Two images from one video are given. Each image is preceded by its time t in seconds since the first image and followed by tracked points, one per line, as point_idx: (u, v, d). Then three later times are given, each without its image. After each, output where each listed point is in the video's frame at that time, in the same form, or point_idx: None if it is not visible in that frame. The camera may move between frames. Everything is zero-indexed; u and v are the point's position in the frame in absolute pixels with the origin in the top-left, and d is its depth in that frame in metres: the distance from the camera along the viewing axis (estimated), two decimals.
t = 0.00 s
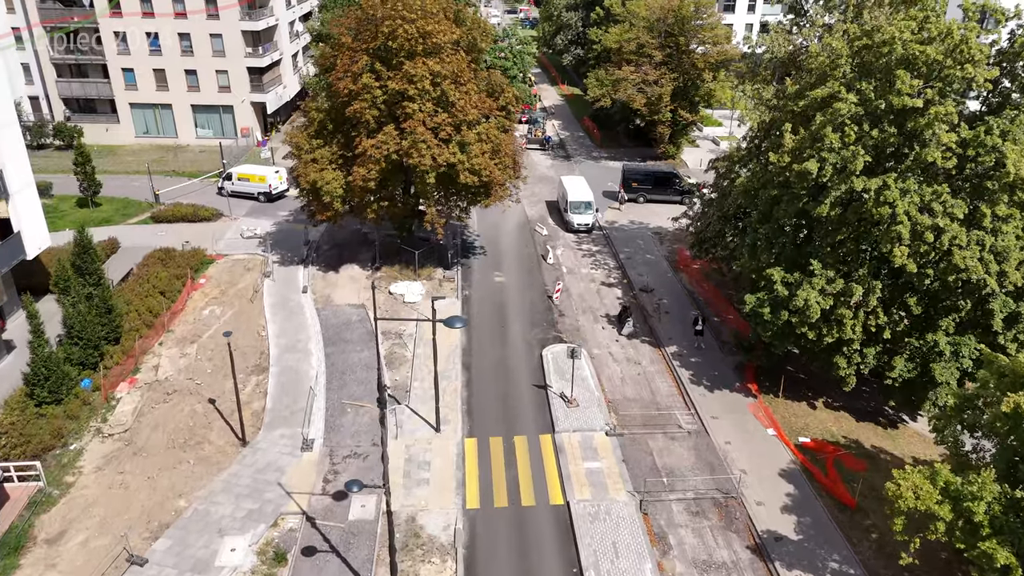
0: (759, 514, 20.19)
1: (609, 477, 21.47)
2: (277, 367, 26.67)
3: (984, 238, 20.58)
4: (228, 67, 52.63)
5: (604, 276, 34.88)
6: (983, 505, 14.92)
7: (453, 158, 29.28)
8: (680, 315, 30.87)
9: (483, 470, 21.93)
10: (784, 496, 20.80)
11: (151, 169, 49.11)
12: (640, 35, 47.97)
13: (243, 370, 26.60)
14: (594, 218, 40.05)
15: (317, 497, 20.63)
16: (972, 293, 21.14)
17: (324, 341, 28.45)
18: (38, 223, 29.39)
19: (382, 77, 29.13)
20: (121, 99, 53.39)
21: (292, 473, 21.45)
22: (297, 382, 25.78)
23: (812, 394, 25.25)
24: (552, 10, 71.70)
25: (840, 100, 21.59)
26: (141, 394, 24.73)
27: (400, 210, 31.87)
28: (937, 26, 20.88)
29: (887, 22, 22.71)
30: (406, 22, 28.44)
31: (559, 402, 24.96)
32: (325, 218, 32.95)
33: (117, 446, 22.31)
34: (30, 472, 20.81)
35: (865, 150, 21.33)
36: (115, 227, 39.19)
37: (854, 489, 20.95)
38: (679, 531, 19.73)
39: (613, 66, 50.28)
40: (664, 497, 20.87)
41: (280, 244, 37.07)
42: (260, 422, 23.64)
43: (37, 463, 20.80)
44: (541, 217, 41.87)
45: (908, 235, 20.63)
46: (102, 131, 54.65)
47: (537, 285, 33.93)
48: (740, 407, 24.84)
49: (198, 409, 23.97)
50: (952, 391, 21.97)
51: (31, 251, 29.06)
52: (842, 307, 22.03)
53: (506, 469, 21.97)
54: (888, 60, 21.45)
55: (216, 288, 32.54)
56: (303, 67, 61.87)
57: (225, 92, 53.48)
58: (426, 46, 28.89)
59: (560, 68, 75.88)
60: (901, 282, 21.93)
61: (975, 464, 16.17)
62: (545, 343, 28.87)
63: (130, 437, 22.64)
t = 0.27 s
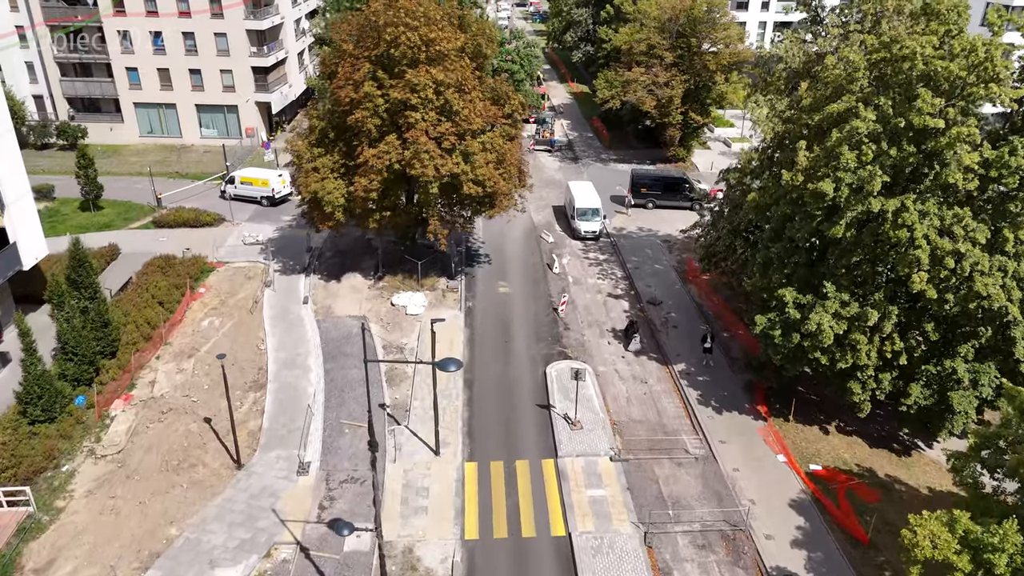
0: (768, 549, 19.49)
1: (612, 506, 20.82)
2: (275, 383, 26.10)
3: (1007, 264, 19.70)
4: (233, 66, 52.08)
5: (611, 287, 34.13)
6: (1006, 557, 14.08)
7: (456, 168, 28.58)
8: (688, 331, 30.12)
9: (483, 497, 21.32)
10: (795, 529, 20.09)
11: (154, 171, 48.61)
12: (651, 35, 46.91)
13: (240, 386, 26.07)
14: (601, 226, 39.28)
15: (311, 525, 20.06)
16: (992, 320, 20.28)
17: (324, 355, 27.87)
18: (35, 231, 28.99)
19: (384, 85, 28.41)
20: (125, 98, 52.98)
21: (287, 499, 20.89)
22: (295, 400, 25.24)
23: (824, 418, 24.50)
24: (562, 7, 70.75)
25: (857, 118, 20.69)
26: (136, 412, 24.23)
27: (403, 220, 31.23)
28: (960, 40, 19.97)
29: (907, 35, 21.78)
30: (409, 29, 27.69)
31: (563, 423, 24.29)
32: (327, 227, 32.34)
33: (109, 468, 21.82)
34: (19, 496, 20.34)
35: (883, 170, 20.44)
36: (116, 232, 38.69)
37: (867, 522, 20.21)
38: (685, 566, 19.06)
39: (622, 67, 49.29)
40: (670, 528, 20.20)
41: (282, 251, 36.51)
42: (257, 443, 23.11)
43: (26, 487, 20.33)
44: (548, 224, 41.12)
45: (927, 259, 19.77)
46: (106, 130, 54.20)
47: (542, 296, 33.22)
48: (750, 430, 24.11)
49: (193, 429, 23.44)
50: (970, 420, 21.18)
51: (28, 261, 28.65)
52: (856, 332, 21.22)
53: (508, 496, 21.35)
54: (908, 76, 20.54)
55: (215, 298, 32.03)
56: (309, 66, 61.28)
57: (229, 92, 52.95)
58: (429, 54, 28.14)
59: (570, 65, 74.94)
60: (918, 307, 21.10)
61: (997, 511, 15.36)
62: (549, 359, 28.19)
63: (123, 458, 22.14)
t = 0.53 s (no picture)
0: None
1: (616, 537, 20.24)
2: (274, 400, 25.65)
3: None
4: (239, 66, 51.60)
5: (618, 298, 33.44)
6: None
7: (460, 180, 27.96)
8: (696, 346, 29.42)
9: (483, 524, 20.78)
10: (804, 563, 19.44)
11: (159, 172, 48.18)
12: (663, 36, 45.87)
13: (238, 402, 25.62)
14: (609, 233, 38.56)
15: (306, 553, 19.60)
16: (1013, 349, 19.48)
17: (324, 370, 27.38)
18: (34, 241, 28.63)
19: (387, 94, 27.78)
20: (130, 97, 52.67)
21: (282, 525, 20.41)
22: (293, 418, 24.77)
23: (836, 442, 23.81)
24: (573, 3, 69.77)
25: (875, 138, 19.86)
26: (131, 430, 23.83)
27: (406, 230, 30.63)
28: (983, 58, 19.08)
29: (928, 50, 20.88)
30: (412, 37, 27.01)
31: (567, 446, 23.69)
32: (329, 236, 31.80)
33: (103, 490, 21.43)
34: (10, 520, 19.97)
35: (902, 193, 19.60)
36: (118, 237, 38.29)
37: (880, 557, 19.54)
38: None
39: (633, 68, 48.31)
40: (675, 561, 19.60)
41: (284, 258, 36.03)
42: (253, 464, 22.65)
43: (17, 511, 19.96)
44: (555, 231, 40.44)
45: (945, 287, 18.98)
46: (112, 130, 53.87)
47: (548, 307, 32.54)
48: (759, 455, 23.43)
49: (188, 449, 23.01)
50: (988, 451, 20.45)
51: (26, 272, 28.28)
52: (871, 359, 20.46)
53: (508, 523, 20.80)
54: (928, 94, 19.68)
55: (216, 308, 31.60)
56: (316, 64, 60.73)
57: (235, 91, 52.46)
58: (432, 63, 27.45)
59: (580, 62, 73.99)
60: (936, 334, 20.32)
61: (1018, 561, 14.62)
62: (553, 375, 27.57)
63: (117, 480, 21.75)
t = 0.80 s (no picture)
0: None
1: (617, 569, 19.68)
2: (271, 418, 25.19)
3: None
4: (244, 66, 51.07)
5: (625, 311, 32.73)
6: None
7: (463, 192, 27.31)
8: (704, 364, 28.72)
9: (481, 553, 20.27)
10: None
11: (163, 173, 47.79)
12: (674, 38, 44.89)
13: (235, 420, 25.17)
14: (616, 242, 37.85)
15: None
16: None
17: (323, 387, 26.90)
18: (32, 251, 28.34)
19: (389, 105, 27.15)
20: (136, 97, 52.27)
21: (276, 553, 19.97)
22: (290, 437, 24.31)
23: (846, 470, 23.11)
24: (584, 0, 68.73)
25: (892, 161, 19.03)
26: (126, 449, 23.46)
27: (408, 241, 30.04)
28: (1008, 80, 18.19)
29: (949, 68, 19.98)
30: (415, 47, 26.35)
31: (570, 470, 23.10)
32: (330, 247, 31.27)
33: (95, 513, 21.07)
34: None
35: (919, 219, 18.79)
36: (120, 242, 37.91)
37: None
38: None
39: (644, 71, 47.35)
40: None
41: (286, 266, 35.54)
42: (248, 486, 22.22)
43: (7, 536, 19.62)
44: (562, 239, 39.74)
45: (964, 318, 18.19)
46: (118, 129, 53.56)
47: (553, 320, 31.89)
48: (766, 483, 22.76)
49: (183, 470, 22.60)
50: (1005, 486, 19.68)
51: (24, 282, 27.97)
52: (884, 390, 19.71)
53: (507, 553, 20.27)
54: (949, 115, 18.81)
55: (216, 319, 31.17)
56: (323, 63, 60.11)
57: (241, 92, 51.97)
58: (435, 73, 26.77)
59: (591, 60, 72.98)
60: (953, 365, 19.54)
61: None
62: (556, 394, 26.96)
63: (109, 502, 21.39)
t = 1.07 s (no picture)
0: None
1: None
2: (268, 437, 24.75)
3: None
4: (250, 66, 50.56)
5: (632, 325, 32.06)
6: None
7: (465, 207, 26.69)
8: (711, 383, 28.05)
9: None
10: None
11: (167, 175, 47.42)
12: (685, 42, 43.97)
13: (231, 439, 24.75)
14: (624, 252, 37.15)
15: None
16: None
17: (321, 404, 26.43)
18: (29, 263, 28.02)
19: (391, 117, 26.55)
20: (141, 97, 51.91)
21: None
22: (287, 458, 23.89)
23: (857, 501, 22.45)
24: None
25: (908, 188, 18.24)
26: (120, 469, 23.11)
27: (410, 254, 29.46)
28: None
29: (971, 90, 19.11)
30: (417, 58, 25.69)
31: (572, 496, 22.54)
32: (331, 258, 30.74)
33: (86, 538, 20.71)
34: None
35: (937, 249, 18.02)
36: (122, 248, 37.59)
37: None
38: None
39: (654, 74, 46.46)
40: None
41: (288, 275, 35.08)
42: (243, 511, 21.80)
43: None
44: (568, 247, 39.07)
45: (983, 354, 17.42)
46: (123, 130, 53.24)
47: (557, 334, 31.26)
48: (774, 512, 22.10)
49: (177, 493, 22.20)
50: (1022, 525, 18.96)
51: (21, 295, 27.69)
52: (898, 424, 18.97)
53: None
54: (970, 140, 17.98)
55: (215, 330, 30.74)
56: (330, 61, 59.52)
57: (246, 92, 51.50)
58: (438, 84, 26.11)
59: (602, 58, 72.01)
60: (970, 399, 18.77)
61: None
62: (559, 414, 26.36)
63: (101, 527, 21.03)
